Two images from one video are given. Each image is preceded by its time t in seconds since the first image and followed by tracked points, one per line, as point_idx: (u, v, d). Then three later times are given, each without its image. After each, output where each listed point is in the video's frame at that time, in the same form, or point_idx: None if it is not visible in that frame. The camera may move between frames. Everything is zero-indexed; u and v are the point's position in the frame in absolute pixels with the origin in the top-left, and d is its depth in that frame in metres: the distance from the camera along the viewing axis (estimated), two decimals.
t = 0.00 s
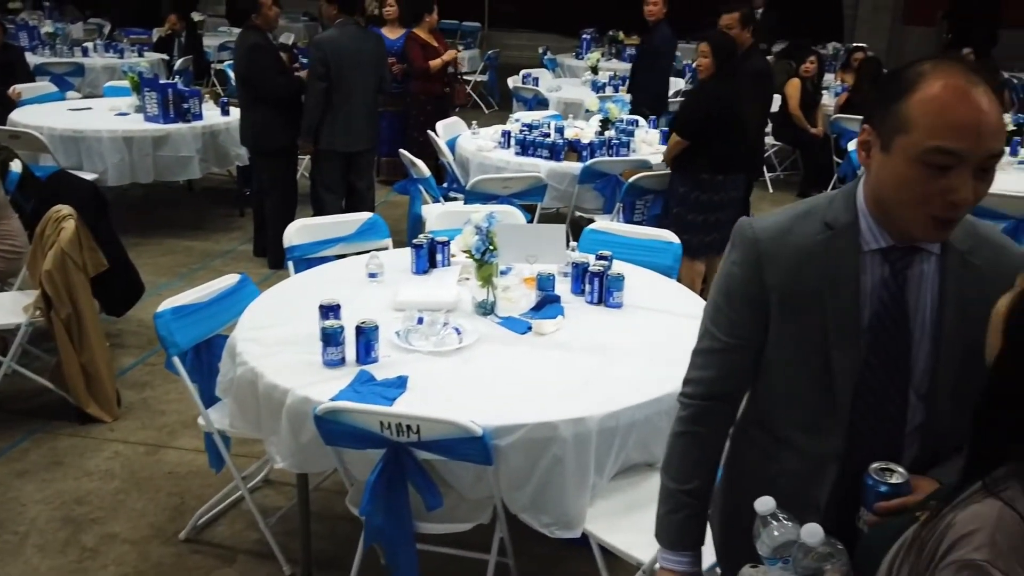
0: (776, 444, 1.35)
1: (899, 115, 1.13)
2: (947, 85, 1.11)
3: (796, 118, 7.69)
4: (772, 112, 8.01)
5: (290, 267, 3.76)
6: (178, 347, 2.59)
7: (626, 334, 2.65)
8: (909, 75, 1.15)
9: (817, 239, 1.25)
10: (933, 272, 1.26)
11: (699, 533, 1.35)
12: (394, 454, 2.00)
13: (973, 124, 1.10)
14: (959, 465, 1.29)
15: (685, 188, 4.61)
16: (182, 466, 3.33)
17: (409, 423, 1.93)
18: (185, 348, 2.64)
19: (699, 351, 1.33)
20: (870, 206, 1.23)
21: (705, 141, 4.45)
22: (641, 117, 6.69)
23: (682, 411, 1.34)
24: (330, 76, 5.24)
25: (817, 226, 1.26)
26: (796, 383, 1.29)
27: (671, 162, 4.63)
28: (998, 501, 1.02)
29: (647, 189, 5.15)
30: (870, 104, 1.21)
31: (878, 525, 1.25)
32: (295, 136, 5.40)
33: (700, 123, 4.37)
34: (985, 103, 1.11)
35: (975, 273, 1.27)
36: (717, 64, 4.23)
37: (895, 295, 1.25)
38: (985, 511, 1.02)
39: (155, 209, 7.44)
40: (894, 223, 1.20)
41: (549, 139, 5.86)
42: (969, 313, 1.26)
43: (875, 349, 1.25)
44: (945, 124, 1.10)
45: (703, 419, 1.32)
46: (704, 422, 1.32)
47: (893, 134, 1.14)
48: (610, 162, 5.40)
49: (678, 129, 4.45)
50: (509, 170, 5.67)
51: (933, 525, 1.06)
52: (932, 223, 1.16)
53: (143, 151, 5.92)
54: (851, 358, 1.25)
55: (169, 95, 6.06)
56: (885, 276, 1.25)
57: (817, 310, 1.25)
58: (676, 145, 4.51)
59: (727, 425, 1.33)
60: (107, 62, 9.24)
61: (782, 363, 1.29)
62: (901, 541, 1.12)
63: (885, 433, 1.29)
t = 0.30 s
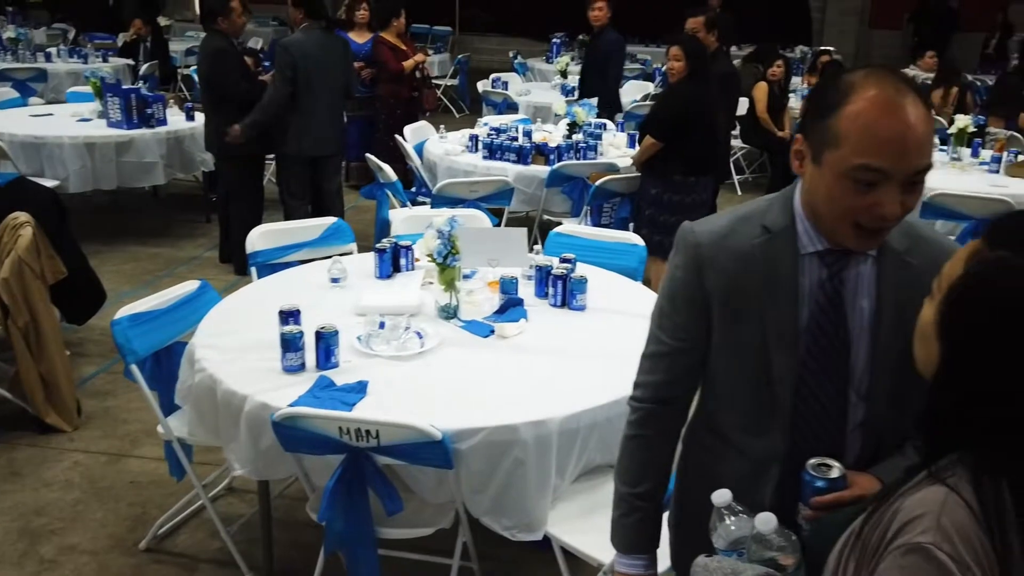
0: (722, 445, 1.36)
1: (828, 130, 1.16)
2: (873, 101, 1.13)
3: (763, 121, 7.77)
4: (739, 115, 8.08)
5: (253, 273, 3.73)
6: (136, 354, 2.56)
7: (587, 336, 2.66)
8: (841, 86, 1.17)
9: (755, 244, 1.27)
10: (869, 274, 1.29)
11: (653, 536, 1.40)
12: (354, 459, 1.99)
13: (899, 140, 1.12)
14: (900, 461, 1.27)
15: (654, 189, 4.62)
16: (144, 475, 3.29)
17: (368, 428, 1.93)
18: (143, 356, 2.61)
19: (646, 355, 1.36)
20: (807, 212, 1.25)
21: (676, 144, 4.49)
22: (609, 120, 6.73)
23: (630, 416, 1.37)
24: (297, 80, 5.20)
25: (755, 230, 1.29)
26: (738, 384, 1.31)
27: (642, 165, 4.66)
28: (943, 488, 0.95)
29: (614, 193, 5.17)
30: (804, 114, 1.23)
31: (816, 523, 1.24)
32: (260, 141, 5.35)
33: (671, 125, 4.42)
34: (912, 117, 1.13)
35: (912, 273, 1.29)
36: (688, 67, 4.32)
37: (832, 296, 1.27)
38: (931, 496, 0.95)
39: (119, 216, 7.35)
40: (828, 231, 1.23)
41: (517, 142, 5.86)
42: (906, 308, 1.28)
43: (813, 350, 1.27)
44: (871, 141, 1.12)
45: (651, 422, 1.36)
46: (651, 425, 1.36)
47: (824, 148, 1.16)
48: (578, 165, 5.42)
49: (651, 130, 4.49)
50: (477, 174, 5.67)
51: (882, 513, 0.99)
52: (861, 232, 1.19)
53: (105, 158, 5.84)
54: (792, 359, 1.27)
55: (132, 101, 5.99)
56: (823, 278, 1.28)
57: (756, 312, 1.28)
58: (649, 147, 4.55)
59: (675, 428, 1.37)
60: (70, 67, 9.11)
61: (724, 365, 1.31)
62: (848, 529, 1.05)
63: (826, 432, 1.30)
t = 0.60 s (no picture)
0: (662, 448, 1.39)
1: (745, 141, 1.18)
2: (787, 111, 1.16)
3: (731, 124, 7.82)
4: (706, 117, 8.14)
5: (214, 280, 3.69)
6: (91, 364, 2.53)
7: (548, 339, 2.67)
8: (757, 96, 1.20)
9: (685, 250, 1.30)
10: (796, 276, 1.31)
11: (596, 540, 1.42)
12: (311, 468, 1.98)
13: (812, 149, 1.14)
14: (833, 459, 1.29)
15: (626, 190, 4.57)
16: (105, 487, 3.24)
17: (327, 435, 1.92)
18: (99, 366, 2.58)
19: (586, 360, 1.39)
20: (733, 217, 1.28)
21: (647, 146, 4.55)
22: (576, 124, 6.75)
23: (573, 421, 1.40)
24: (258, 81, 5.16)
25: (685, 236, 1.31)
26: (674, 388, 1.33)
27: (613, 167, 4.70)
28: (881, 477, 0.96)
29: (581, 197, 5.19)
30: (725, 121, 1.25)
31: (748, 522, 1.26)
32: (224, 146, 5.30)
33: (641, 127, 4.49)
34: (825, 126, 1.15)
35: (839, 274, 1.31)
36: (660, 70, 4.40)
37: (760, 300, 1.29)
38: (869, 485, 0.96)
39: (81, 223, 7.25)
40: (753, 237, 1.26)
41: (484, 146, 5.86)
42: (834, 307, 1.30)
43: (743, 354, 1.29)
44: (785, 153, 1.15)
45: (591, 427, 1.38)
46: (592, 430, 1.39)
47: (743, 159, 1.19)
48: (545, 168, 5.42)
49: (624, 133, 4.54)
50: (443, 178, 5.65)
51: (823, 503, 1.01)
52: (785, 239, 1.23)
53: (67, 165, 5.76)
54: (725, 362, 1.29)
55: (93, 107, 5.91)
56: (751, 282, 1.30)
57: (687, 317, 1.30)
58: (621, 149, 4.60)
59: (616, 432, 1.40)
60: (32, 73, 8.96)
61: (658, 370, 1.34)
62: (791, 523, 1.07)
63: (759, 434, 1.32)
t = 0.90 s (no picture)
0: (599, 444, 1.41)
1: (668, 145, 1.20)
2: (706, 114, 1.17)
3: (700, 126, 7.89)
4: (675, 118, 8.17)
5: (176, 288, 3.65)
6: (46, 375, 2.48)
7: (510, 341, 2.67)
8: (675, 100, 1.21)
9: (616, 249, 1.32)
10: (724, 272, 1.33)
11: (534, 535, 1.43)
12: (270, 475, 1.97)
13: (733, 151, 1.16)
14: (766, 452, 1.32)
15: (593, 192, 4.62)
16: (65, 500, 3.19)
17: (284, 442, 1.90)
18: (55, 376, 2.53)
19: (526, 358, 1.41)
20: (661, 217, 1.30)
21: (614, 147, 4.57)
22: (544, 126, 6.77)
23: (512, 418, 1.42)
24: (215, 87, 5.09)
25: (616, 234, 1.33)
26: (609, 384, 1.35)
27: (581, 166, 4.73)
28: (815, 470, 0.95)
29: (549, 199, 5.20)
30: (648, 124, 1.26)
31: (680, 518, 1.25)
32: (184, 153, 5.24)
33: (609, 129, 4.50)
34: (744, 127, 1.17)
35: (766, 269, 1.32)
36: (628, 71, 4.42)
37: (689, 296, 1.31)
38: (804, 479, 0.95)
39: (43, 233, 7.14)
40: (680, 236, 1.28)
41: (451, 149, 5.85)
42: (760, 302, 1.32)
43: (673, 351, 1.31)
44: (706, 156, 1.17)
45: (530, 424, 1.40)
46: (531, 426, 1.40)
47: (666, 162, 1.21)
48: (513, 171, 5.42)
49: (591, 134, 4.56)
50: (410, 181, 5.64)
51: (763, 498, 0.99)
52: (710, 238, 1.25)
53: (27, 174, 5.66)
54: (657, 358, 1.32)
55: (53, 115, 5.82)
56: (680, 279, 1.32)
57: (619, 315, 1.32)
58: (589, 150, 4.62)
59: (554, 427, 1.41)
60: None
61: (591, 368, 1.36)
62: (730, 521, 1.05)
63: (691, 429, 1.33)
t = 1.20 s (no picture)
0: (530, 441, 1.42)
1: (587, 145, 1.21)
2: (621, 115, 1.18)
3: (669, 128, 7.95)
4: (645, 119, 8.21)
5: (137, 296, 3.60)
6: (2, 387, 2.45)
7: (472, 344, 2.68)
8: (592, 100, 1.22)
9: (542, 248, 1.33)
10: (648, 270, 1.34)
11: (471, 532, 1.45)
12: (229, 482, 1.96)
13: (649, 151, 1.18)
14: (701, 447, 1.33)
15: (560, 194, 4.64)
16: (25, 512, 3.15)
17: (242, 449, 1.89)
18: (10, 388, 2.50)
19: (458, 356, 1.42)
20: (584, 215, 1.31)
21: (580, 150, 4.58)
22: (512, 129, 6.78)
23: (445, 416, 1.43)
24: (174, 94, 5.02)
25: (542, 234, 1.34)
26: (541, 382, 1.36)
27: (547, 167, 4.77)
28: (743, 464, 0.97)
29: (516, 202, 5.20)
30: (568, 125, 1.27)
31: (608, 510, 1.26)
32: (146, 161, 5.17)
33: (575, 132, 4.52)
34: (659, 126, 1.18)
35: (688, 267, 1.33)
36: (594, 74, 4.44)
37: (614, 295, 1.33)
38: (732, 475, 0.96)
39: (6, 242, 7.03)
40: (603, 234, 1.30)
41: (418, 153, 5.84)
42: (683, 299, 1.32)
43: (598, 350, 1.33)
44: (622, 156, 1.18)
45: (464, 422, 1.42)
46: (464, 424, 1.42)
47: (586, 162, 1.22)
48: (480, 174, 5.42)
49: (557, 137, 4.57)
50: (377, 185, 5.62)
51: (696, 495, 0.99)
52: (631, 235, 1.27)
53: None
54: (584, 356, 1.33)
55: (13, 123, 5.74)
56: (604, 278, 1.34)
57: (545, 315, 1.34)
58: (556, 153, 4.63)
59: (488, 425, 1.43)
60: None
61: (521, 366, 1.37)
62: (665, 519, 1.05)
63: (616, 424, 1.35)
